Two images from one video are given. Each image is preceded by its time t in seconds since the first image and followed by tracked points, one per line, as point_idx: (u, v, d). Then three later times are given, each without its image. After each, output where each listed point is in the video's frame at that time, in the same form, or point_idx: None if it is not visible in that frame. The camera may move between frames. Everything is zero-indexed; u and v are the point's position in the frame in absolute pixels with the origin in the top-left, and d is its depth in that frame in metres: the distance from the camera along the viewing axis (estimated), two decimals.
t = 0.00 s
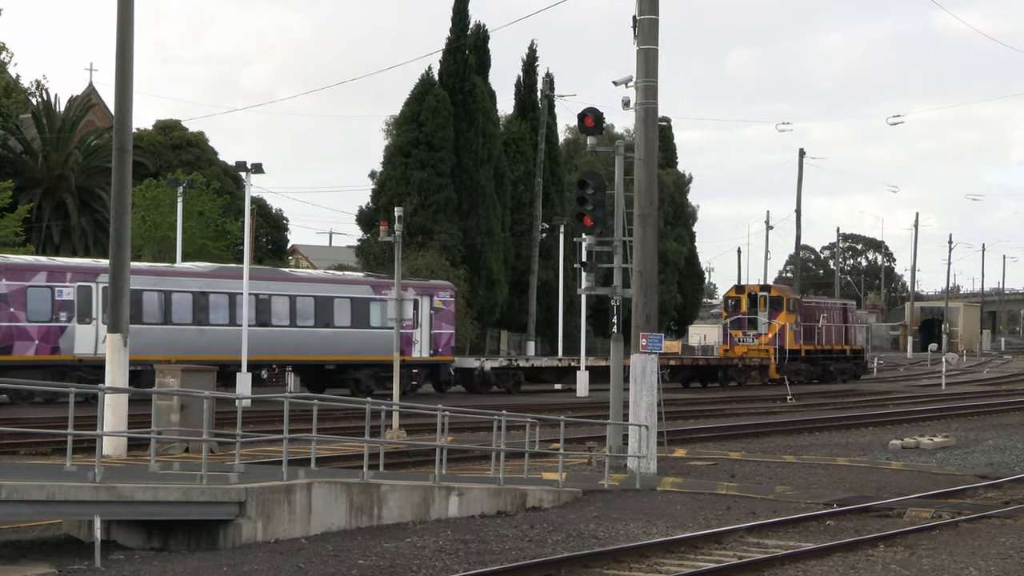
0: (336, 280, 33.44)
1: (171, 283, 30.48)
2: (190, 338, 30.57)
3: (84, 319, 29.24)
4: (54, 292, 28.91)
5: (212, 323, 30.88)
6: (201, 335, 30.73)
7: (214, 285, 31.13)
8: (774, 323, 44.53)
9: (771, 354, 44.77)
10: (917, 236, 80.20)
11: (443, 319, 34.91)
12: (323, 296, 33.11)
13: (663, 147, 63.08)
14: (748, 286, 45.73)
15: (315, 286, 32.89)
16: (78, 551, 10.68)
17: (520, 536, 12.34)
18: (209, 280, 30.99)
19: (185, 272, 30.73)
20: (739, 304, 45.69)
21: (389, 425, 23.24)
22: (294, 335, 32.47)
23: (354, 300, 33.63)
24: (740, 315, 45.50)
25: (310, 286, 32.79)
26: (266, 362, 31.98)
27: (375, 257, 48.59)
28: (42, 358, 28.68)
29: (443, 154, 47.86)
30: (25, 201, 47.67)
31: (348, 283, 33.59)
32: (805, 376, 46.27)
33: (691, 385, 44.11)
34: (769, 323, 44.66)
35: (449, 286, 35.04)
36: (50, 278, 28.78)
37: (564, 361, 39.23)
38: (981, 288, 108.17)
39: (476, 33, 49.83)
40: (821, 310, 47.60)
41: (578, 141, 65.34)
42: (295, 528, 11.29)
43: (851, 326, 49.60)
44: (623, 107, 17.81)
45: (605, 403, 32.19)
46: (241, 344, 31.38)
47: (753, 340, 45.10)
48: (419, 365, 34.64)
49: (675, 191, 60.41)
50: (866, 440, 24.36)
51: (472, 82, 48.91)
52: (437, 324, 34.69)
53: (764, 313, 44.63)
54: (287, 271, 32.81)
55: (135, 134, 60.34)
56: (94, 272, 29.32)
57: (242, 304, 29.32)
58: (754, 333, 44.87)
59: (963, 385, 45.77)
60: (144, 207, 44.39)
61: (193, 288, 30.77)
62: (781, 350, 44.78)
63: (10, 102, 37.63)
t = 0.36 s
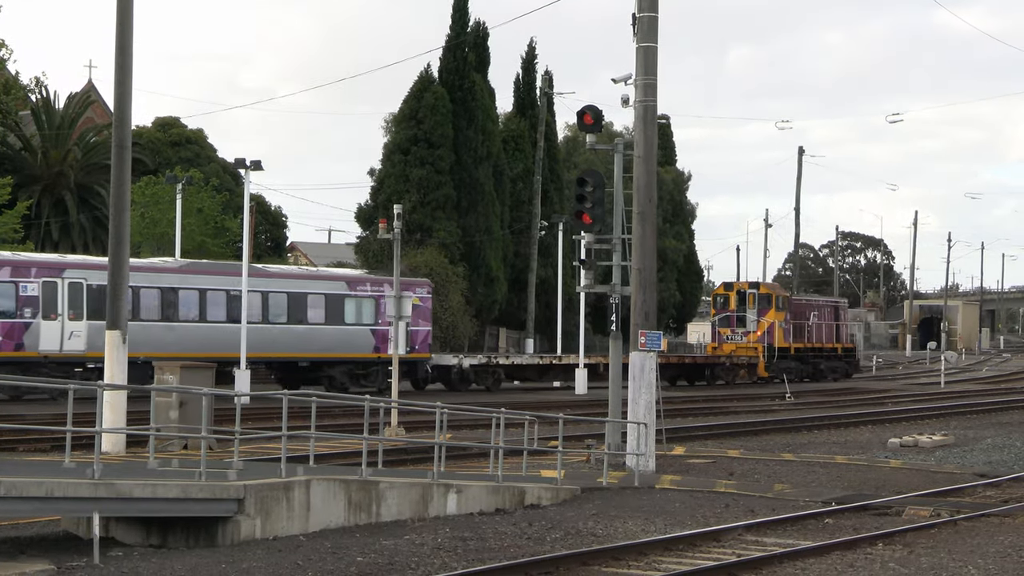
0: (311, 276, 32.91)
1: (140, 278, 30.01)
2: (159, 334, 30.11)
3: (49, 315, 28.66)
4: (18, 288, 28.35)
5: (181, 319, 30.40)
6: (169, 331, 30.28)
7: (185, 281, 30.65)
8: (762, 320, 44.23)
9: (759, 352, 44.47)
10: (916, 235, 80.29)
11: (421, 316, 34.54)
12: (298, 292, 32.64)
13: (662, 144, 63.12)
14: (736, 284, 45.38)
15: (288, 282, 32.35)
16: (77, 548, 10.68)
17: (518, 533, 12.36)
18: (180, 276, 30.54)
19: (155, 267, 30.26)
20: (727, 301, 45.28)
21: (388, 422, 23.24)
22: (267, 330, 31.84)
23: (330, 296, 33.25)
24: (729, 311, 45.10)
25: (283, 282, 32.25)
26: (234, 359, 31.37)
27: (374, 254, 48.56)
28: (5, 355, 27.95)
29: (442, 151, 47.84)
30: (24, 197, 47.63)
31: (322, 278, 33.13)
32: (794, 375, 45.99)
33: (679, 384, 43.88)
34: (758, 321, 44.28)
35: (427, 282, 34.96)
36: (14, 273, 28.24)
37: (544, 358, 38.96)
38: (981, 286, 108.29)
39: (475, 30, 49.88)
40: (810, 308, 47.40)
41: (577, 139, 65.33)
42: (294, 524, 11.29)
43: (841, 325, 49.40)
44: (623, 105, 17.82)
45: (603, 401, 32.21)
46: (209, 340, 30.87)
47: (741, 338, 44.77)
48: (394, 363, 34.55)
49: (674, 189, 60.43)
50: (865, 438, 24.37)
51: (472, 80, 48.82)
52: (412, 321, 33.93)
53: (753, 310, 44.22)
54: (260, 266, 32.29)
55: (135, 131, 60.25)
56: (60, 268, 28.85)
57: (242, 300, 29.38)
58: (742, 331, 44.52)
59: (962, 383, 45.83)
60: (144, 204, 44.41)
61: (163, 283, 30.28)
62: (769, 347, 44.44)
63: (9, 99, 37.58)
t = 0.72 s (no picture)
0: (284, 275, 32.44)
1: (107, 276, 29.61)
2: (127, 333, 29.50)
3: (15, 313, 27.98)
4: None
5: (150, 318, 29.78)
6: (139, 330, 29.62)
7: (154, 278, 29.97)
8: (752, 319, 43.94)
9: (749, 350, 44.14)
10: (916, 234, 80.33)
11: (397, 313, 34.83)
12: (272, 290, 32.16)
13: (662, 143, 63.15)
14: (726, 282, 45.18)
15: (262, 280, 31.90)
16: (75, 547, 10.68)
17: (519, 532, 12.36)
18: (150, 274, 29.84)
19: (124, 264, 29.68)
20: (717, 300, 45.21)
21: (389, 422, 23.26)
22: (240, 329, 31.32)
23: (305, 294, 32.81)
24: (717, 311, 45.18)
25: (256, 279, 31.73)
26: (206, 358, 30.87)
27: (374, 253, 48.58)
28: None
29: (442, 150, 47.82)
30: (25, 196, 47.55)
31: (297, 276, 32.65)
32: (786, 373, 45.64)
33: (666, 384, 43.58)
34: (747, 320, 44.05)
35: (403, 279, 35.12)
36: None
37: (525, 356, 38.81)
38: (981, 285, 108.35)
39: (475, 29, 49.89)
40: (803, 306, 46.85)
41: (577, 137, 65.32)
42: (294, 523, 11.29)
43: (835, 323, 48.83)
44: (623, 104, 17.82)
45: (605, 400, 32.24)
46: (181, 340, 30.36)
47: (731, 336, 44.41)
48: (371, 362, 34.47)
49: (674, 188, 60.44)
50: (866, 437, 24.40)
51: (472, 79, 48.80)
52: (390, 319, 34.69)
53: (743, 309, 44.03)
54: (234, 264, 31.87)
55: (135, 131, 60.27)
56: (27, 265, 28.17)
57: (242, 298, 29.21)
58: (731, 330, 44.45)
59: (963, 381, 45.83)
60: (144, 204, 44.40)
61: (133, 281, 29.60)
62: (759, 346, 44.12)
63: (10, 98, 37.54)
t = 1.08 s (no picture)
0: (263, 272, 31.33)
1: (81, 273, 28.24)
2: (100, 332, 28.38)
3: None
4: None
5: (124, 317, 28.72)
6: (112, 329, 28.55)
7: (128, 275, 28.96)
8: (746, 319, 43.47)
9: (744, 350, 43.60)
10: (921, 234, 80.30)
11: (379, 312, 33.72)
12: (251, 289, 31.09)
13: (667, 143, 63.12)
14: (721, 282, 44.61)
15: (239, 277, 30.86)
16: (78, 546, 10.65)
17: (524, 532, 12.35)
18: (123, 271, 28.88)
19: (96, 261, 28.60)
20: (711, 300, 44.73)
21: (393, 421, 23.26)
22: (215, 329, 30.42)
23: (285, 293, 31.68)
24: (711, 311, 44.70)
25: (234, 278, 30.69)
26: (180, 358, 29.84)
27: (379, 253, 48.62)
28: None
29: (447, 149, 47.84)
30: (30, 194, 47.59)
31: (276, 273, 31.52)
32: (781, 374, 45.05)
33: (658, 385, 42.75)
34: (742, 320, 43.55)
35: (385, 278, 34.04)
36: None
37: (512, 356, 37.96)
38: (987, 286, 108.30)
39: (481, 29, 49.87)
40: (798, 306, 46.41)
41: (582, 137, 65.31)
42: (299, 523, 11.29)
43: (830, 324, 48.41)
44: (628, 104, 17.80)
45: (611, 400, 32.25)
46: (153, 339, 29.31)
47: (726, 337, 43.96)
48: (352, 361, 33.23)
49: (679, 189, 60.40)
50: (870, 437, 24.37)
51: (477, 79, 48.79)
52: (372, 318, 33.51)
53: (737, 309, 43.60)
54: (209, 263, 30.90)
55: (140, 130, 60.37)
56: None
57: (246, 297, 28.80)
58: (726, 330, 44.01)
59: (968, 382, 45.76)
60: (149, 203, 44.40)
61: (106, 279, 28.60)
62: (754, 346, 43.56)
63: (16, 96, 37.56)
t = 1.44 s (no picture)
0: (238, 273, 30.88)
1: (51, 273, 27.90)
2: (71, 334, 28.02)
3: None
4: None
5: (96, 317, 28.36)
6: (83, 330, 28.19)
7: (100, 276, 28.65)
8: (740, 316, 42.80)
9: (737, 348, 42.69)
10: (924, 231, 80.24)
11: (359, 312, 33.05)
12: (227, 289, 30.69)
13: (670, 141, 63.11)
14: (713, 279, 44.12)
15: (214, 278, 30.43)
16: (84, 547, 10.67)
17: (529, 531, 12.34)
18: (94, 271, 28.51)
19: (67, 262, 28.22)
20: (704, 298, 44.33)
21: (397, 421, 23.28)
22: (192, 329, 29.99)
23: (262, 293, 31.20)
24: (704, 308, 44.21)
25: (209, 278, 30.32)
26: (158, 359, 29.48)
27: (383, 253, 48.67)
28: None
29: (450, 149, 47.82)
30: (33, 197, 47.59)
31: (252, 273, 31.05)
32: (774, 372, 44.39)
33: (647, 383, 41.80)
34: (735, 317, 42.86)
35: (365, 277, 33.43)
36: None
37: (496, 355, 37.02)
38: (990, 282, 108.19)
39: (482, 28, 49.81)
40: (793, 303, 45.94)
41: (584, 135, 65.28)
42: (304, 523, 11.29)
43: (826, 321, 47.90)
44: (630, 102, 17.79)
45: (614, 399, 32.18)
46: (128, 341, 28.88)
47: (718, 334, 43.39)
48: (332, 362, 32.48)
49: (682, 187, 60.38)
50: (874, 434, 24.33)
51: (479, 78, 48.73)
52: (352, 317, 32.75)
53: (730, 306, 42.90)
54: (186, 262, 30.43)
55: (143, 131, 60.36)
56: None
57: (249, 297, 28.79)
58: (719, 328, 43.57)
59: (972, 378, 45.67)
60: (152, 204, 44.47)
61: (77, 279, 28.23)
62: (747, 343, 42.77)
63: (18, 99, 37.55)
